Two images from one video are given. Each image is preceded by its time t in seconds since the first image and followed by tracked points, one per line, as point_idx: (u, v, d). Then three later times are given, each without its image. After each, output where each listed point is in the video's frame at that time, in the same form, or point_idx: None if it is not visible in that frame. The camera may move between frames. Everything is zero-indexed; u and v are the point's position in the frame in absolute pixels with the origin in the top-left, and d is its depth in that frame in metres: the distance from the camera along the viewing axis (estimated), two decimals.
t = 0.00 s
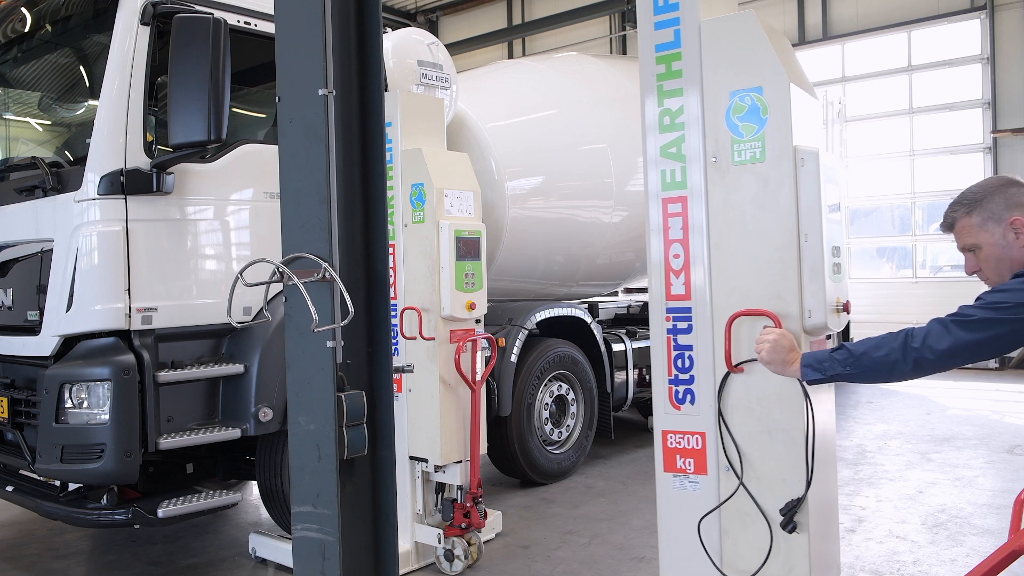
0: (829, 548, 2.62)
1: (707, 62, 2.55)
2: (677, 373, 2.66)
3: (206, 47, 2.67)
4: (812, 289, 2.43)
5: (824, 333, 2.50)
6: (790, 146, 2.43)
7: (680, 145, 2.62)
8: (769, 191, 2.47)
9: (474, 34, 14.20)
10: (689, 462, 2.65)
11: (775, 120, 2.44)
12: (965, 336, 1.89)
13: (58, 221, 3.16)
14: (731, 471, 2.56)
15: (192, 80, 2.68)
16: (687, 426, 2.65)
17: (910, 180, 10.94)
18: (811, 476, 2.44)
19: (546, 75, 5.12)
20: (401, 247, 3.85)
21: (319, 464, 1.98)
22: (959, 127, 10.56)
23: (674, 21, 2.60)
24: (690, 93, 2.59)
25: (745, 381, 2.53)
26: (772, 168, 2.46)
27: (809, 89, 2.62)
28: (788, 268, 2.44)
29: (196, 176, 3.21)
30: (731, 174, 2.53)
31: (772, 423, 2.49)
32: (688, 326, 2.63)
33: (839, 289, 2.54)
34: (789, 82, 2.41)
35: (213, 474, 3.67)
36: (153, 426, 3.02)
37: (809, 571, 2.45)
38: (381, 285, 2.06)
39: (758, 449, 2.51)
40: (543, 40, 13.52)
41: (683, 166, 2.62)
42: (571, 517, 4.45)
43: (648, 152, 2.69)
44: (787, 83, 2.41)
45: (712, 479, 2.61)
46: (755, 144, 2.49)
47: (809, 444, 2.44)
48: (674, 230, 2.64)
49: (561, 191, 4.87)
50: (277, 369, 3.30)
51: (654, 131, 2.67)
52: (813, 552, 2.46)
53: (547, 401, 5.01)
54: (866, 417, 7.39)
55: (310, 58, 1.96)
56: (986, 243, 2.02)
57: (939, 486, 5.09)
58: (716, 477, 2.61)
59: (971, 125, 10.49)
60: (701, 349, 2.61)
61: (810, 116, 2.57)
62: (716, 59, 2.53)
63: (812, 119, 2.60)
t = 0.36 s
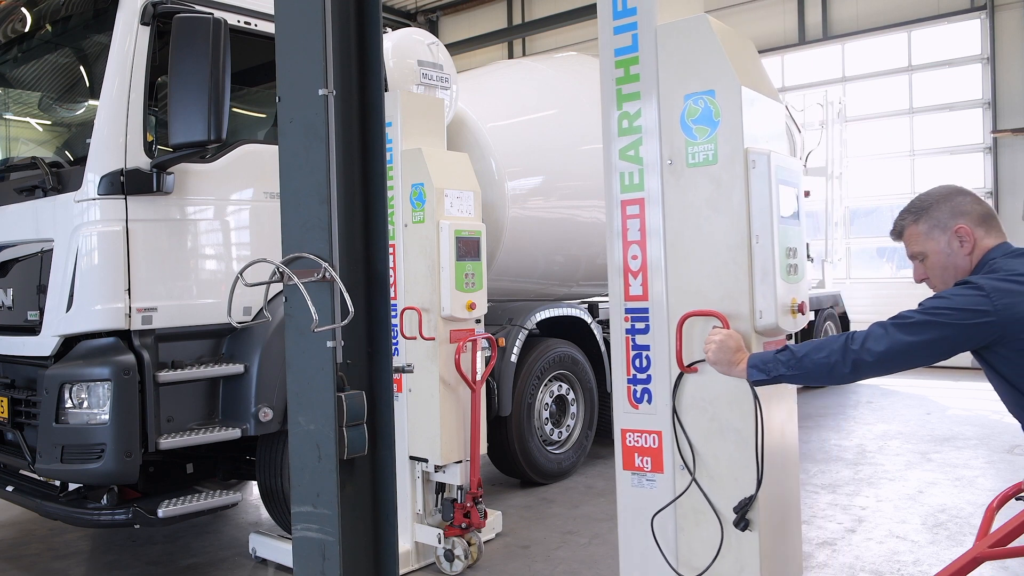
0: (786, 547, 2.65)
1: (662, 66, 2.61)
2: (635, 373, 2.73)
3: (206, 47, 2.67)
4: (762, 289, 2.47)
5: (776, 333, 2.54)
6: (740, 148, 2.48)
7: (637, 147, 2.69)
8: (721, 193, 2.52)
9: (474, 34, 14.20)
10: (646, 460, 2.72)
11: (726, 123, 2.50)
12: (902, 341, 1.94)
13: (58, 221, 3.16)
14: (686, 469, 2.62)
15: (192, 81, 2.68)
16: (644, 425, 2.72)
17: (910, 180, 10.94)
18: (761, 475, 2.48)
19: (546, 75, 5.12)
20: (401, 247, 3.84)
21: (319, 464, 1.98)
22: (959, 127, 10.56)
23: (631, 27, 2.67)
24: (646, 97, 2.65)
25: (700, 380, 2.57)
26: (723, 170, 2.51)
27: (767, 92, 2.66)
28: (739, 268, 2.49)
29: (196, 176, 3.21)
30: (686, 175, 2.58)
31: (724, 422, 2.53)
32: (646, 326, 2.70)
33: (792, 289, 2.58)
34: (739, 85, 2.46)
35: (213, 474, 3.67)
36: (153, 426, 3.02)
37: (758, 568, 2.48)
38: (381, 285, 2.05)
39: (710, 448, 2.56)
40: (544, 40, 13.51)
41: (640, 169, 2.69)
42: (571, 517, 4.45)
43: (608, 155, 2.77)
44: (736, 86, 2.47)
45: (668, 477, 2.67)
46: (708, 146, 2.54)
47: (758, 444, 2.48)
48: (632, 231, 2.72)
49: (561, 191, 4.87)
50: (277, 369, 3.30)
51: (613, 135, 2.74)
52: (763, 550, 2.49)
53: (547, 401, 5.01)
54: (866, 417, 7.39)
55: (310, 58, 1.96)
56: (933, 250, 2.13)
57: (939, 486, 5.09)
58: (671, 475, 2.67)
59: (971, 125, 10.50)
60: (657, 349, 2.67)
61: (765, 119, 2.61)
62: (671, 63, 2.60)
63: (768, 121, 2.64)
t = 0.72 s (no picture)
0: (742, 547, 2.62)
1: (619, 71, 2.58)
2: (594, 372, 2.70)
3: (206, 47, 2.67)
4: (713, 290, 2.43)
5: (728, 335, 2.50)
6: (693, 152, 2.43)
7: (595, 151, 2.67)
8: (674, 196, 2.48)
9: (474, 34, 14.20)
10: (605, 458, 2.70)
11: (679, 127, 2.45)
12: (833, 350, 1.93)
13: (58, 221, 3.16)
14: (641, 466, 2.59)
15: (192, 81, 2.68)
16: (602, 423, 2.69)
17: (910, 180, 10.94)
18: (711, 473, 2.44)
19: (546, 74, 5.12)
20: (401, 247, 3.84)
21: (319, 464, 1.99)
22: (959, 127, 10.56)
23: (590, 32, 2.64)
24: (604, 101, 2.62)
25: (654, 379, 2.55)
26: (676, 173, 2.47)
27: (726, 95, 2.61)
28: (691, 270, 2.45)
29: (196, 176, 3.21)
30: (641, 179, 2.55)
31: (676, 421, 2.51)
32: (604, 326, 2.68)
33: (746, 291, 2.53)
34: (691, 88, 2.42)
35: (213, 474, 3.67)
36: (153, 426, 3.02)
37: (709, 567, 2.46)
38: (381, 284, 2.05)
39: (664, 446, 2.53)
40: (545, 40, 13.53)
41: (598, 172, 2.66)
42: (570, 517, 4.45)
43: (568, 159, 2.74)
44: (689, 90, 2.42)
45: (625, 475, 2.65)
46: (661, 149, 2.50)
47: (710, 443, 2.45)
48: (591, 233, 2.69)
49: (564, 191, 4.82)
50: (277, 369, 3.30)
51: (572, 138, 2.71)
52: (713, 549, 2.46)
53: (547, 401, 5.00)
54: (866, 417, 7.39)
55: (310, 58, 1.96)
56: (869, 258, 2.12)
57: (939, 486, 5.09)
58: (629, 473, 2.64)
59: (971, 125, 10.49)
60: (616, 349, 2.65)
61: (723, 121, 2.56)
62: (626, 67, 2.57)
63: (727, 124, 2.60)
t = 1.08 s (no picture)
0: (700, 543, 2.60)
1: (578, 76, 2.58)
2: (556, 371, 2.74)
3: (206, 47, 2.67)
4: (666, 292, 2.43)
5: (686, 334, 2.49)
6: (646, 156, 2.43)
7: (557, 155, 2.67)
8: (629, 200, 2.48)
9: (474, 33, 14.18)
10: (566, 455, 2.72)
11: (633, 132, 2.44)
12: (769, 335, 1.96)
13: (58, 221, 3.16)
14: (598, 463, 2.61)
15: (191, 81, 2.68)
16: (565, 420, 2.72)
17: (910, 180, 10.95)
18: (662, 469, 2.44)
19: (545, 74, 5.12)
20: (401, 247, 3.84)
21: (319, 464, 1.99)
22: (959, 127, 10.56)
23: (550, 39, 2.65)
24: (564, 107, 2.63)
25: (611, 377, 2.55)
26: (631, 177, 2.46)
27: (684, 97, 2.60)
28: (645, 273, 2.45)
29: (196, 176, 3.21)
30: (598, 183, 2.55)
31: (631, 418, 2.51)
32: (565, 326, 2.70)
33: (704, 291, 2.52)
34: (645, 94, 2.42)
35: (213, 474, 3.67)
36: (153, 426, 3.02)
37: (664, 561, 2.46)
38: (381, 284, 2.05)
39: (620, 442, 2.54)
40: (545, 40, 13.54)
41: (559, 176, 2.67)
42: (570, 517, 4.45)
43: (531, 163, 2.76)
44: (642, 96, 2.41)
45: (585, 472, 2.66)
46: (617, 154, 2.50)
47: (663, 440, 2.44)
48: (553, 236, 2.71)
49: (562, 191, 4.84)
50: (277, 369, 3.30)
51: (535, 143, 2.73)
52: (668, 545, 2.46)
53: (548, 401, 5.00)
54: (866, 417, 7.39)
55: (309, 58, 1.96)
56: (818, 242, 2.14)
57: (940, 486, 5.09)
58: (588, 469, 2.65)
59: (971, 125, 10.50)
60: (576, 349, 2.68)
61: (680, 124, 2.55)
62: (584, 73, 2.56)
63: (686, 127, 2.59)
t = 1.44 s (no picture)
0: (664, 538, 2.64)
1: (545, 82, 2.64)
2: (526, 369, 2.76)
3: (206, 47, 2.67)
4: (629, 292, 2.49)
5: (649, 333, 2.55)
6: (610, 160, 2.49)
7: (525, 159, 2.72)
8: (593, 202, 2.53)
9: (474, 33, 14.18)
10: (536, 451, 2.74)
11: (597, 136, 2.51)
12: (720, 333, 1.98)
13: (58, 221, 3.16)
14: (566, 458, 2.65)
15: (191, 81, 2.68)
16: (534, 418, 2.75)
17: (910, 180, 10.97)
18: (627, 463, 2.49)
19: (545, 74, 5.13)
20: (401, 247, 3.84)
21: (319, 464, 1.99)
22: (959, 127, 10.56)
23: (519, 46, 2.70)
24: (533, 113, 2.69)
25: (577, 375, 2.61)
26: (595, 181, 2.52)
27: (648, 103, 2.67)
28: (608, 274, 2.51)
29: (196, 176, 3.21)
30: (564, 187, 2.60)
31: (598, 414, 2.56)
32: (534, 326, 2.73)
33: (666, 291, 2.58)
34: (608, 100, 2.48)
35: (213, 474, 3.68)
36: (153, 426, 3.02)
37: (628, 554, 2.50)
38: (381, 284, 2.04)
39: (587, 438, 2.59)
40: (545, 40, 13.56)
41: (527, 180, 2.72)
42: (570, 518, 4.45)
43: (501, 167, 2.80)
44: (606, 102, 2.48)
45: (554, 467, 2.68)
46: (582, 158, 2.55)
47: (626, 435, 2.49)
48: (522, 238, 2.75)
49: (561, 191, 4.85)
50: (277, 369, 3.30)
51: (504, 148, 2.78)
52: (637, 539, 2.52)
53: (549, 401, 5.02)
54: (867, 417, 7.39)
55: (309, 58, 1.96)
56: (774, 243, 2.17)
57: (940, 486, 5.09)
58: (557, 465, 2.68)
59: (971, 125, 10.50)
60: (545, 348, 2.70)
61: (644, 129, 2.62)
62: (550, 79, 2.62)
63: (650, 132, 2.65)
